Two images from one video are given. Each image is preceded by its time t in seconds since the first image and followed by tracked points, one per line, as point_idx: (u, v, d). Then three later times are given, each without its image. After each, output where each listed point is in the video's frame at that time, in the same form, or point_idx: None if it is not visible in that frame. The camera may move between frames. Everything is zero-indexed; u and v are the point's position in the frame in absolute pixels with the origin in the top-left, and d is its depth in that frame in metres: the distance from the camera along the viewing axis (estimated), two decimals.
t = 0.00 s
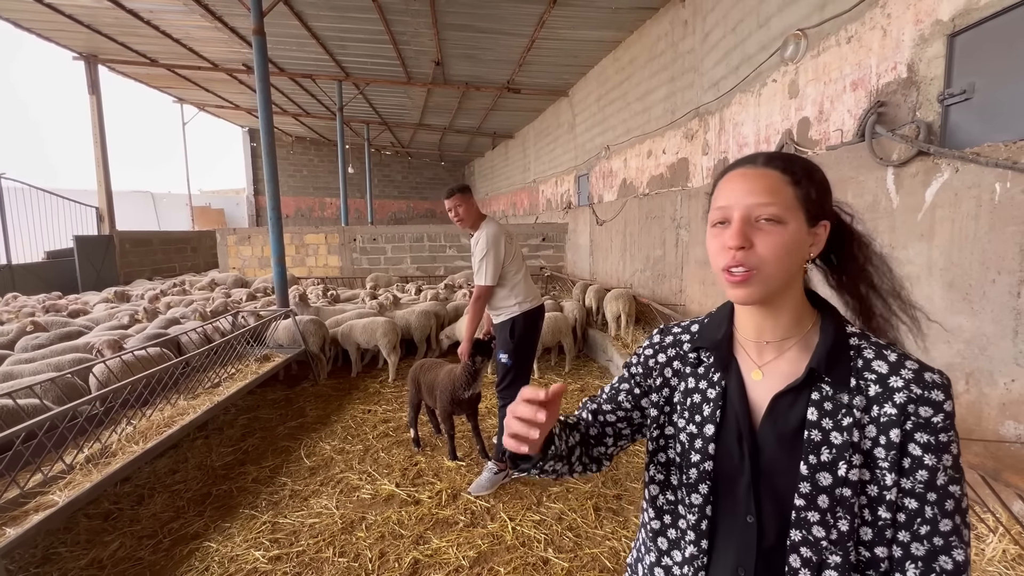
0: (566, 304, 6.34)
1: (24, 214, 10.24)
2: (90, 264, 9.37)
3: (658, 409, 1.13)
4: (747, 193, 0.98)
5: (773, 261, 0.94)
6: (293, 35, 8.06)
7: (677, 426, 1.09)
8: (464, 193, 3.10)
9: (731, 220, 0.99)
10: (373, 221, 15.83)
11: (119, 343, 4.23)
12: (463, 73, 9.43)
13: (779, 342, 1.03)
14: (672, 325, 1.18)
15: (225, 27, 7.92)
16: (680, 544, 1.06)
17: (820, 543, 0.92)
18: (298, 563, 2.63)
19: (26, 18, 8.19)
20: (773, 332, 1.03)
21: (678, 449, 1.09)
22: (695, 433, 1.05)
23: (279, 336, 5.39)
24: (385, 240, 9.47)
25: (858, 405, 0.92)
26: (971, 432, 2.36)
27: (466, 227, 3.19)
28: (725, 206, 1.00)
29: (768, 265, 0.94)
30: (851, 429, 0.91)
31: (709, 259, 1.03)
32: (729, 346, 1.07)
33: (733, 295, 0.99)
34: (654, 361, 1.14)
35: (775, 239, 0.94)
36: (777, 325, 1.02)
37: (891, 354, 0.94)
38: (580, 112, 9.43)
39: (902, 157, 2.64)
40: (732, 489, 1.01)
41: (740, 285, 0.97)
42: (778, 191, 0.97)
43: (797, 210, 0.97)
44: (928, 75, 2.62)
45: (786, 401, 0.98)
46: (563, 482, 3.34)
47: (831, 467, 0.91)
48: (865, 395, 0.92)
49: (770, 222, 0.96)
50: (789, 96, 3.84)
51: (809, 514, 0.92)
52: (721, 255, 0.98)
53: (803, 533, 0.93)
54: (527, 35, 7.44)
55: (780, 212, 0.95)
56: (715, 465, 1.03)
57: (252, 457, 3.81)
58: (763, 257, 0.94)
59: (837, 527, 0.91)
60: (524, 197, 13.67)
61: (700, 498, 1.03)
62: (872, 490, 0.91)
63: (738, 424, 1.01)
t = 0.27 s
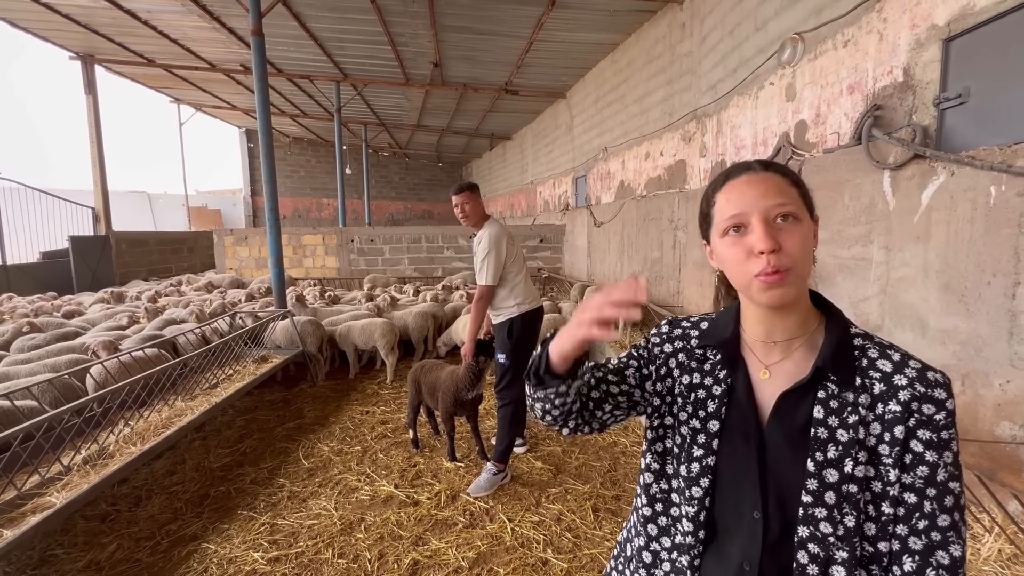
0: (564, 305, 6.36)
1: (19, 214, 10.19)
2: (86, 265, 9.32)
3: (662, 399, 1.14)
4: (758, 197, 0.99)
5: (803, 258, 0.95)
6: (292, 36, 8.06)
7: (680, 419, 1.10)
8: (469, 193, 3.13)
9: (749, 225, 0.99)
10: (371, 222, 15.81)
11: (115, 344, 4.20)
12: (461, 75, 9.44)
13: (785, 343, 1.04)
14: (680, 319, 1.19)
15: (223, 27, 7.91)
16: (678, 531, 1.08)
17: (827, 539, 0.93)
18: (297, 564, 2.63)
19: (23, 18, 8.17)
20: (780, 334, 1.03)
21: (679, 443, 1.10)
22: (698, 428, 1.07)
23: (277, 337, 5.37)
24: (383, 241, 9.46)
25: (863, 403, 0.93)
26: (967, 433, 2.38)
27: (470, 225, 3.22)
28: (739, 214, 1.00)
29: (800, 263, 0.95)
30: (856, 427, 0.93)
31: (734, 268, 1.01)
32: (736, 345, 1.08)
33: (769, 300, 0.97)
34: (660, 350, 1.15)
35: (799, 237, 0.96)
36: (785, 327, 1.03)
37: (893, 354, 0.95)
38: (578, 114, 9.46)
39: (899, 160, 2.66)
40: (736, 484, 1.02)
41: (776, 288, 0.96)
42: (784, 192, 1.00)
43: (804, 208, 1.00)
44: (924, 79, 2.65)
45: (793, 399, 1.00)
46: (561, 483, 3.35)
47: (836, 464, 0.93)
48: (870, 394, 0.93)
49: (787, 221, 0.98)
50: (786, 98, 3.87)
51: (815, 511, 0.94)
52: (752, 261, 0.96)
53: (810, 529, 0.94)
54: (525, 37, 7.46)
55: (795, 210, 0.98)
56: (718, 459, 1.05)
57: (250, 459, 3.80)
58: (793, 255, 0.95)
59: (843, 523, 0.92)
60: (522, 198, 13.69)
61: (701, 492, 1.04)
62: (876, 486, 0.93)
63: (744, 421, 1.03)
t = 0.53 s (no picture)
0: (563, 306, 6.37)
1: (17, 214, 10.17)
2: (84, 265, 9.30)
3: (659, 392, 1.14)
4: (740, 212, 0.99)
5: (781, 273, 0.96)
6: (291, 36, 8.06)
7: (675, 413, 1.11)
8: (472, 193, 3.12)
9: (730, 241, 1.00)
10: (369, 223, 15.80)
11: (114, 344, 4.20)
12: (460, 76, 9.46)
13: (783, 343, 1.05)
14: (680, 315, 1.19)
15: (222, 28, 7.91)
16: (672, 522, 1.09)
17: (834, 534, 0.94)
18: (297, 565, 2.63)
19: (22, 17, 8.16)
20: (778, 335, 1.04)
21: (674, 436, 1.10)
22: (693, 421, 1.07)
23: (275, 338, 5.37)
24: (382, 241, 9.46)
25: (862, 400, 0.95)
26: (964, 433, 2.40)
27: (472, 225, 3.23)
28: (723, 228, 1.01)
29: (777, 280, 0.97)
30: (857, 424, 0.94)
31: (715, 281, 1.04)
32: (736, 344, 1.10)
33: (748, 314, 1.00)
34: (662, 339, 1.15)
35: (777, 253, 0.96)
36: (782, 328, 1.04)
37: (889, 352, 0.97)
38: (577, 116, 9.48)
39: (896, 163, 2.68)
40: (740, 482, 1.02)
41: (753, 303, 0.99)
42: (767, 206, 0.99)
43: (790, 220, 0.99)
44: (921, 82, 2.67)
45: (793, 397, 1.01)
46: (561, 484, 3.36)
47: (840, 460, 0.94)
48: (869, 391, 0.95)
49: (768, 235, 0.98)
50: (784, 101, 3.89)
51: (822, 508, 0.94)
52: (729, 277, 0.99)
53: (817, 526, 0.95)
54: (525, 38, 7.47)
55: (775, 225, 0.97)
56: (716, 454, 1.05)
57: (249, 459, 3.80)
58: (769, 272, 0.96)
59: (848, 519, 0.94)
60: (521, 199, 13.71)
61: (693, 483, 1.05)
62: (876, 480, 0.95)
63: (746, 419, 1.04)
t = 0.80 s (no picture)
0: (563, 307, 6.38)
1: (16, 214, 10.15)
2: (83, 265, 9.29)
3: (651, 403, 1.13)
4: (788, 197, 1.00)
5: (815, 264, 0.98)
6: (291, 37, 8.06)
7: (669, 422, 1.10)
8: (472, 196, 3.13)
9: (772, 222, 1.01)
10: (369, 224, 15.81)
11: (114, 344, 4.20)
12: (460, 77, 9.47)
13: (777, 343, 1.07)
14: (666, 319, 1.18)
15: (222, 28, 7.91)
16: (677, 533, 1.08)
17: (831, 533, 0.95)
18: (297, 565, 2.64)
19: (22, 18, 8.17)
20: (773, 335, 1.06)
21: (670, 445, 1.10)
22: (688, 430, 1.07)
23: (275, 339, 5.37)
24: (381, 242, 9.47)
25: (853, 398, 0.95)
26: (963, 434, 2.41)
27: (471, 227, 3.24)
28: (764, 208, 1.01)
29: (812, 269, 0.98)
30: (849, 422, 0.95)
31: (746, 263, 1.01)
32: (726, 346, 1.10)
33: (778, 300, 0.99)
34: (647, 352, 1.14)
35: (818, 243, 0.98)
36: (778, 328, 1.05)
37: (877, 349, 0.98)
38: (577, 117, 9.49)
39: (895, 164, 2.69)
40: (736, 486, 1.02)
41: (787, 289, 0.98)
42: (809, 197, 1.02)
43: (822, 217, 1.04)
44: (920, 84, 2.68)
45: (786, 399, 1.02)
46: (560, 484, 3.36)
47: (834, 460, 0.95)
48: (858, 389, 0.96)
49: (807, 224, 1.00)
50: (784, 102, 3.90)
51: (818, 507, 0.95)
52: (769, 259, 0.98)
53: (814, 526, 0.96)
54: (524, 39, 7.48)
55: (815, 216, 1.01)
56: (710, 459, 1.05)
57: (249, 459, 3.80)
58: (809, 260, 0.97)
59: (844, 516, 0.95)
60: (520, 200, 13.73)
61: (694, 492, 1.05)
62: (870, 477, 0.95)
63: (739, 422, 1.04)
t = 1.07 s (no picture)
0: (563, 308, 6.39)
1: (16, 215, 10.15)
2: (83, 266, 9.28)
3: (659, 424, 1.13)
4: (762, 209, 1.00)
5: (785, 277, 0.98)
6: (291, 38, 8.07)
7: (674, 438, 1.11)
8: (466, 201, 3.14)
9: (745, 235, 1.01)
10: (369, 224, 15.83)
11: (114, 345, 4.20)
12: (460, 78, 9.48)
13: (773, 348, 1.08)
14: (659, 338, 1.18)
15: (223, 29, 7.92)
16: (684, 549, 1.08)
17: (830, 534, 0.96)
18: (298, 566, 2.64)
19: (22, 19, 8.18)
20: (768, 341, 1.07)
21: (675, 460, 1.10)
22: (691, 442, 1.07)
23: (275, 339, 5.37)
24: (382, 243, 9.47)
25: (850, 400, 0.97)
26: (962, 435, 2.42)
27: (466, 231, 3.25)
28: (738, 221, 1.02)
29: (781, 281, 0.99)
30: (847, 424, 0.96)
31: (720, 272, 1.05)
32: (722, 356, 1.10)
33: (749, 308, 1.02)
34: (653, 380, 1.13)
35: (789, 257, 0.98)
36: (772, 334, 1.06)
37: (872, 350, 1.00)
38: (577, 118, 9.50)
39: (894, 166, 2.70)
40: (735, 494, 1.02)
41: (753, 300, 1.01)
42: (789, 208, 1.00)
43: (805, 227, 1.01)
44: (919, 86, 2.69)
45: (785, 405, 1.02)
46: (561, 485, 3.36)
47: (833, 462, 0.96)
48: (855, 391, 0.97)
49: (783, 237, 0.99)
50: (783, 104, 3.91)
51: (818, 509, 0.96)
52: (737, 271, 1.01)
53: (814, 527, 0.97)
54: (525, 41, 7.49)
55: (792, 229, 0.99)
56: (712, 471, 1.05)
57: (249, 460, 3.81)
58: (776, 274, 0.98)
59: (843, 517, 0.96)
60: (520, 201, 13.75)
61: (697, 505, 1.05)
62: (867, 478, 0.97)
63: (738, 431, 1.03)
